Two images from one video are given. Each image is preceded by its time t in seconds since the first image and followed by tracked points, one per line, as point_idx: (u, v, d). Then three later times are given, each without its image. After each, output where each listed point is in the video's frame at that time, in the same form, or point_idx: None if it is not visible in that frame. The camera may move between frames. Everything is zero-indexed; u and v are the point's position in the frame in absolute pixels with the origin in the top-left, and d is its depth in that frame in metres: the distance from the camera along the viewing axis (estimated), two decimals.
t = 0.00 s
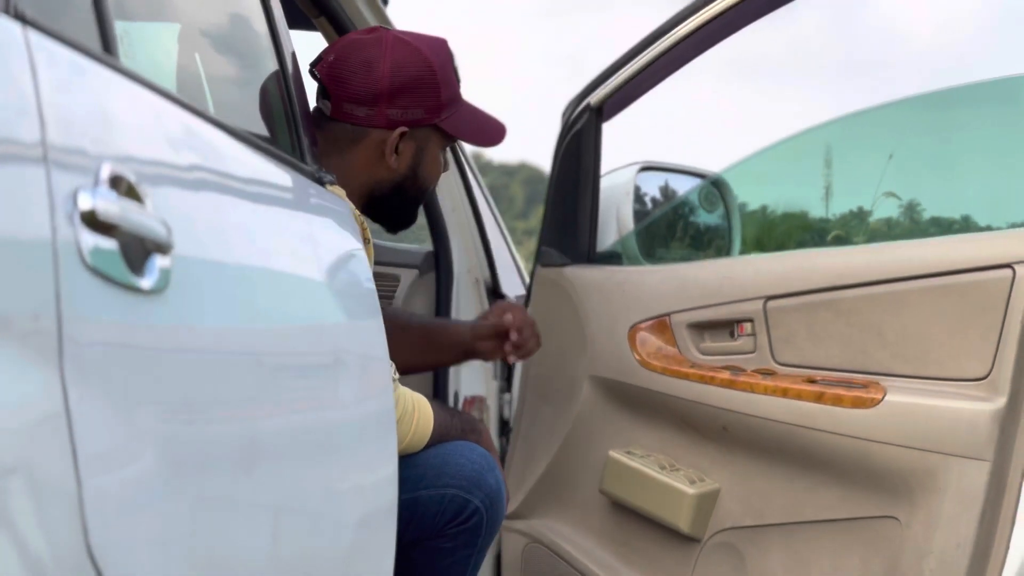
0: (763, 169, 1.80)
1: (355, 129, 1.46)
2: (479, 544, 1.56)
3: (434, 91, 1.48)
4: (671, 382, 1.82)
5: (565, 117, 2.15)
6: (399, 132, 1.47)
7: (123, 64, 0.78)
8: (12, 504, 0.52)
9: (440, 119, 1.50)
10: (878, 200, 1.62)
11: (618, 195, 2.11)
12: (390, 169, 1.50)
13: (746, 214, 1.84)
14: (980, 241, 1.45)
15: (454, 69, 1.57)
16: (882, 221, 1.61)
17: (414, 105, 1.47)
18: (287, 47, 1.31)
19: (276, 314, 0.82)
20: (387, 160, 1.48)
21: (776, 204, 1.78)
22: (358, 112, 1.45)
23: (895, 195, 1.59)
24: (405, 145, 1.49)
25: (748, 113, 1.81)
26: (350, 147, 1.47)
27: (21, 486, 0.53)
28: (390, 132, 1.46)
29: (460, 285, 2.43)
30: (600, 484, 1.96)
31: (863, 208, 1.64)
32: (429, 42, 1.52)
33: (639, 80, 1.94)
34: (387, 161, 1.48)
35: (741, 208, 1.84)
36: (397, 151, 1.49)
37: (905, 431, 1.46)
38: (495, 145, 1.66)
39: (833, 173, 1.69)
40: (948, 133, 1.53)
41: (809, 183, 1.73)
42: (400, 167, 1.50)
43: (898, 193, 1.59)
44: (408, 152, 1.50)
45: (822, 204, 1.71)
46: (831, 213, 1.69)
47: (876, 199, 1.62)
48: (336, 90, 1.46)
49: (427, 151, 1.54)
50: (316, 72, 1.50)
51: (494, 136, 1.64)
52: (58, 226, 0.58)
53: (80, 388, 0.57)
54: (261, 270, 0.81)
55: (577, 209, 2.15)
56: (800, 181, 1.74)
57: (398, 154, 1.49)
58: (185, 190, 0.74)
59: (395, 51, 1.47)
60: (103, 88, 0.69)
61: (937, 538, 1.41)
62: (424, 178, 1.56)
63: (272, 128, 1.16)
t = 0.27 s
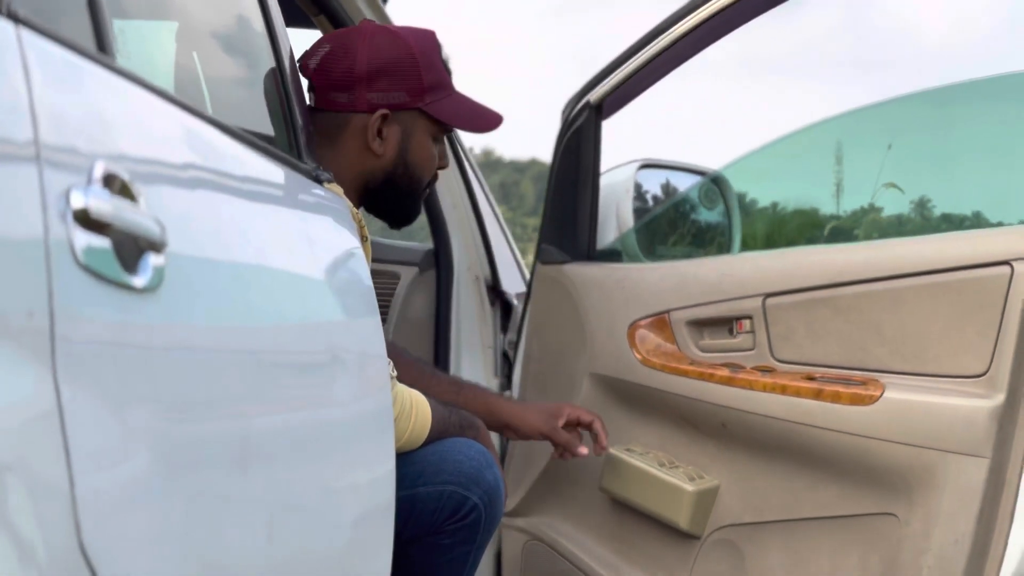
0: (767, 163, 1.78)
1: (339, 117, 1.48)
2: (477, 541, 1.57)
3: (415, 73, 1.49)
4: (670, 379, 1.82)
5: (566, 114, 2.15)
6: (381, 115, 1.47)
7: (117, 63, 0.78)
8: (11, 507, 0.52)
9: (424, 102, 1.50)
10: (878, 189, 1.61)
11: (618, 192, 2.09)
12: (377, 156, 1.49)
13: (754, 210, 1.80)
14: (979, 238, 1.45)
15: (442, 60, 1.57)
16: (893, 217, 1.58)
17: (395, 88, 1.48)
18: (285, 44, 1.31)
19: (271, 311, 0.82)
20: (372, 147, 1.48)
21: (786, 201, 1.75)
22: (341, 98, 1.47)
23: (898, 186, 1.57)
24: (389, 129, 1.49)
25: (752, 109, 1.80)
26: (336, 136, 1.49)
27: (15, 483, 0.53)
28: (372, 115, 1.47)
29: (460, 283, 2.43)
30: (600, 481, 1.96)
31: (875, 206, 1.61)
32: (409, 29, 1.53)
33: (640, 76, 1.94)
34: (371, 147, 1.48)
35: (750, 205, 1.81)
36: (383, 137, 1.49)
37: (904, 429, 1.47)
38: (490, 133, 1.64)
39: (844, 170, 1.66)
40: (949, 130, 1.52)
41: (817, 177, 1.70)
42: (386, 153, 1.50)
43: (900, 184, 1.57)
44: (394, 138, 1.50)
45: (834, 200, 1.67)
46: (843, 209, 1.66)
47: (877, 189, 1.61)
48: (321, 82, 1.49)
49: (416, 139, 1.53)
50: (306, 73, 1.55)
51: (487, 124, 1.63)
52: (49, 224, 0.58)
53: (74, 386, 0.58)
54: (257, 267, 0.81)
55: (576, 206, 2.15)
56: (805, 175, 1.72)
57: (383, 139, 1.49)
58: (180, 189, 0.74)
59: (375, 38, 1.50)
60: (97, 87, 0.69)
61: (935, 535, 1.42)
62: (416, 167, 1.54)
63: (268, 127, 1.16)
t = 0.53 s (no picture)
0: (773, 162, 1.78)
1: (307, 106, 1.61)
2: (478, 540, 1.57)
3: (355, 45, 1.55)
4: (672, 379, 1.83)
5: (569, 113, 2.15)
6: (324, 87, 1.56)
7: (115, 65, 0.79)
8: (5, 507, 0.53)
9: (359, 67, 1.53)
10: (874, 182, 1.62)
11: (619, 192, 2.11)
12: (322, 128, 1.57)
13: (766, 209, 1.79)
14: (981, 237, 1.44)
15: (405, 38, 1.57)
16: (907, 215, 1.57)
17: (340, 63, 1.55)
18: (285, 44, 1.31)
19: (270, 311, 0.82)
20: (319, 120, 1.57)
21: (800, 198, 1.73)
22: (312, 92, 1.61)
23: (890, 177, 1.59)
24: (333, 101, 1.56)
25: (757, 108, 1.80)
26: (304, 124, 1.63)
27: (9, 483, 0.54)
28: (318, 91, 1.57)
29: (463, 282, 2.43)
30: (602, 481, 1.96)
31: (882, 202, 1.60)
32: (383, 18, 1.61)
33: (639, 78, 1.95)
34: (318, 121, 1.57)
35: (762, 204, 1.79)
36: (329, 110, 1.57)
37: (905, 428, 1.47)
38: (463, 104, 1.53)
39: (858, 166, 1.64)
40: (952, 128, 1.52)
41: (827, 176, 1.69)
42: (329, 122, 1.56)
43: (894, 175, 1.59)
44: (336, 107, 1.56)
45: (846, 196, 1.66)
46: (856, 206, 1.65)
47: (872, 182, 1.62)
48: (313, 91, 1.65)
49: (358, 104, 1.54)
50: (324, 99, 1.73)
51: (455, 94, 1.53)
52: (44, 225, 0.58)
53: (69, 387, 0.58)
54: (255, 267, 0.82)
55: (579, 205, 2.15)
56: (813, 173, 1.71)
57: (326, 111, 1.56)
58: (178, 189, 0.74)
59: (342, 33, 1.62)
60: (94, 89, 0.70)
61: (936, 534, 1.42)
62: (356, 130, 1.53)
63: (268, 127, 1.16)
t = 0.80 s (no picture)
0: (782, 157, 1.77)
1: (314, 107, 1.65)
2: (483, 538, 1.58)
3: (351, 50, 1.56)
4: (678, 376, 1.82)
5: (575, 111, 2.14)
6: (323, 92, 1.59)
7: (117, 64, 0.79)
8: (11, 503, 0.54)
9: (354, 72, 1.55)
10: (879, 171, 1.63)
11: (626, 190, 2.10)
12: (323, 132, 1.60)
13: (780, 207, 1.78)
14: (988, 234, 1.44)
15: (400, 38, 1.56)
16: (921, 212, 1.56)
17: (339, 67, 1.58)
18: (288, 44, 1.32)
19: (273, 310, 0.83)
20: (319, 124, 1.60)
21: (813, 197, 1.73)
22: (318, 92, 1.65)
23: (894, 163, 1.60)
24: (332, 106, 1.59)
25: (765, 104, 1.79)
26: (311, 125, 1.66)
27: (15, 480, 0.54)
28: (318, 95, 1.60)
29: (470, 277, 2.44)
30: (608, 479, 1.97)
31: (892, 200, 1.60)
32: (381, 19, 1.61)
33: (645, 77, 1.95)
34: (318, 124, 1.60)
35: (777, 203, 1.78)
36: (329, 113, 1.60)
37: (910, 426, 1.46)
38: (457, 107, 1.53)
39: (870, 162, 1.64)
40: (960, 124, 1.51)
41: (839, 173, 1.69)
42: (329, 126, 1.59)
43: (897, 159, 1.59)
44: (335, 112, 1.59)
45: (860, 195, 1.65)
46: (870, 203, 1.63)
47: (877, 171, 1.63)
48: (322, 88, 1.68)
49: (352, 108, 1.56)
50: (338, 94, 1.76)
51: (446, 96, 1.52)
52: (45, 224, 0.59)
53: (70, 386, 0.59)
54: (258, 265, 0.83)
55: (585, 203, 2.15)
56: (825, 170, 1.71)
57: (326, 115, 1.59)
58: (179, 188, 0.75)
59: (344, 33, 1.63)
60: (95, 88, 0.70)
61: (942, 533, 1.41)
62: (352, 136, 1.56)
63: (271, 127, 1.17)
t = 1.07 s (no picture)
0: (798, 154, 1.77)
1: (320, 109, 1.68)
2: (490, 538, 1.58)
3: (351, 53, 1.58)
4: (684, 377, 1.83)
5: (581, 112, 2.14)
6: (326, 95, 1.62)
7: (121, 67, 0.80)
8: (18, 501, 0.55)
9: (354, 75, 1.56)
10: (898, 167, 1.61)
11: (633, 191, 2.12)
12: (326, 134, 1.63)
13: (794, 205, 1.77)
14: (997, 233, 1.44)
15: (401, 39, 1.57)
16: (936, 210, 1.55)
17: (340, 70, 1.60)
18: (294, 47, 1.33)
19: (278, 310, 0.83)
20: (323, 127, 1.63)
21: (828, 194, 1.72)
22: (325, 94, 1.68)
23: (918, 157, 1.57)
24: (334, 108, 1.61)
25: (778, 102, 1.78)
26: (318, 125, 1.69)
27: (20, 481, 0.55)
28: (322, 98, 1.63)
29: (477, 278, 2.45)
30: (615, 479, 1.97)
31: (908, 194, 1.59)
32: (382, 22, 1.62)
33: (649, 78, 1.95)
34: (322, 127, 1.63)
35: (790, 200, 1.78)
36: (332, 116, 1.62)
37: (916, 426, 1.46)
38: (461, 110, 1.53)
39: (885, 160, 1.63)
40: (969, 124, 1.51)
41: (853, 172, 1.68)
42: (331, 130, 1.61)
43: (920, 153, 1.57)
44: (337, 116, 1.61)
45: (874, 193, 1.64)
46: (883, 201, 1.62)
47: (897, 166, 1.61)
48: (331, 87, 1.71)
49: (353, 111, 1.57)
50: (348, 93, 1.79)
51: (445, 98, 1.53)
52: (48, 227, 0.59)
53: (72, 388, 0.59)
54: (262, 266, 0.83)
55: (592, 204, 2.14)
56: (844, 167, 1.70)
57: (329, 118, 1.62)
58: (183, 190, 0.76)
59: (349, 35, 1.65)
60: (98, 91, 0.71)
61: (948, 533, 1.41)
62: (353, 139, 1.57)
63: (277, 129, 1.18)
